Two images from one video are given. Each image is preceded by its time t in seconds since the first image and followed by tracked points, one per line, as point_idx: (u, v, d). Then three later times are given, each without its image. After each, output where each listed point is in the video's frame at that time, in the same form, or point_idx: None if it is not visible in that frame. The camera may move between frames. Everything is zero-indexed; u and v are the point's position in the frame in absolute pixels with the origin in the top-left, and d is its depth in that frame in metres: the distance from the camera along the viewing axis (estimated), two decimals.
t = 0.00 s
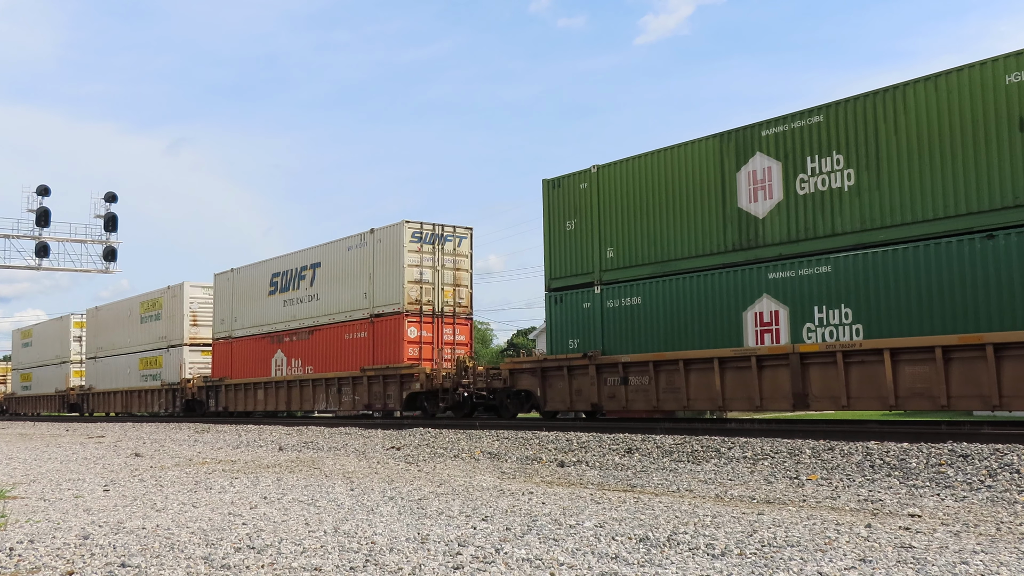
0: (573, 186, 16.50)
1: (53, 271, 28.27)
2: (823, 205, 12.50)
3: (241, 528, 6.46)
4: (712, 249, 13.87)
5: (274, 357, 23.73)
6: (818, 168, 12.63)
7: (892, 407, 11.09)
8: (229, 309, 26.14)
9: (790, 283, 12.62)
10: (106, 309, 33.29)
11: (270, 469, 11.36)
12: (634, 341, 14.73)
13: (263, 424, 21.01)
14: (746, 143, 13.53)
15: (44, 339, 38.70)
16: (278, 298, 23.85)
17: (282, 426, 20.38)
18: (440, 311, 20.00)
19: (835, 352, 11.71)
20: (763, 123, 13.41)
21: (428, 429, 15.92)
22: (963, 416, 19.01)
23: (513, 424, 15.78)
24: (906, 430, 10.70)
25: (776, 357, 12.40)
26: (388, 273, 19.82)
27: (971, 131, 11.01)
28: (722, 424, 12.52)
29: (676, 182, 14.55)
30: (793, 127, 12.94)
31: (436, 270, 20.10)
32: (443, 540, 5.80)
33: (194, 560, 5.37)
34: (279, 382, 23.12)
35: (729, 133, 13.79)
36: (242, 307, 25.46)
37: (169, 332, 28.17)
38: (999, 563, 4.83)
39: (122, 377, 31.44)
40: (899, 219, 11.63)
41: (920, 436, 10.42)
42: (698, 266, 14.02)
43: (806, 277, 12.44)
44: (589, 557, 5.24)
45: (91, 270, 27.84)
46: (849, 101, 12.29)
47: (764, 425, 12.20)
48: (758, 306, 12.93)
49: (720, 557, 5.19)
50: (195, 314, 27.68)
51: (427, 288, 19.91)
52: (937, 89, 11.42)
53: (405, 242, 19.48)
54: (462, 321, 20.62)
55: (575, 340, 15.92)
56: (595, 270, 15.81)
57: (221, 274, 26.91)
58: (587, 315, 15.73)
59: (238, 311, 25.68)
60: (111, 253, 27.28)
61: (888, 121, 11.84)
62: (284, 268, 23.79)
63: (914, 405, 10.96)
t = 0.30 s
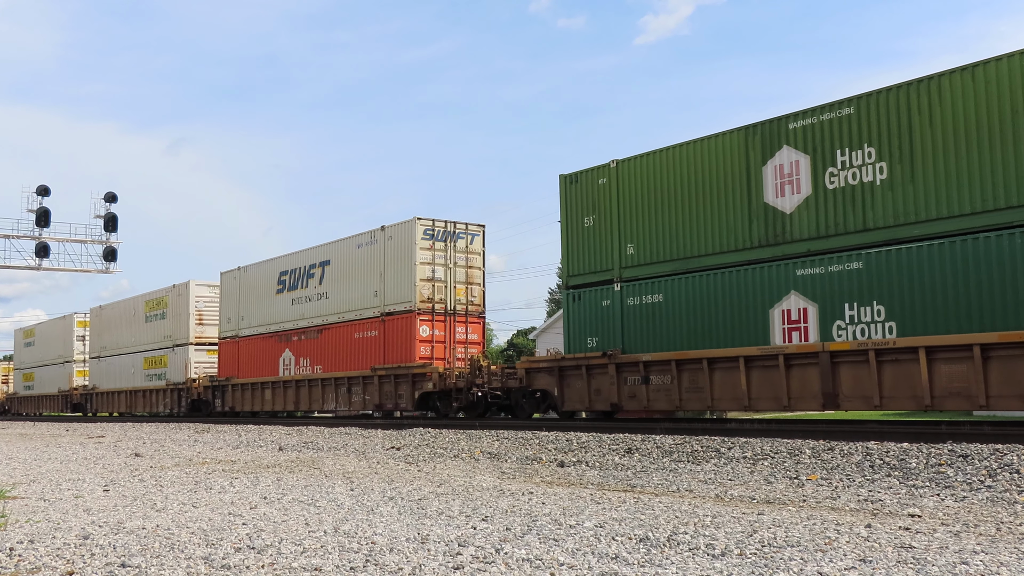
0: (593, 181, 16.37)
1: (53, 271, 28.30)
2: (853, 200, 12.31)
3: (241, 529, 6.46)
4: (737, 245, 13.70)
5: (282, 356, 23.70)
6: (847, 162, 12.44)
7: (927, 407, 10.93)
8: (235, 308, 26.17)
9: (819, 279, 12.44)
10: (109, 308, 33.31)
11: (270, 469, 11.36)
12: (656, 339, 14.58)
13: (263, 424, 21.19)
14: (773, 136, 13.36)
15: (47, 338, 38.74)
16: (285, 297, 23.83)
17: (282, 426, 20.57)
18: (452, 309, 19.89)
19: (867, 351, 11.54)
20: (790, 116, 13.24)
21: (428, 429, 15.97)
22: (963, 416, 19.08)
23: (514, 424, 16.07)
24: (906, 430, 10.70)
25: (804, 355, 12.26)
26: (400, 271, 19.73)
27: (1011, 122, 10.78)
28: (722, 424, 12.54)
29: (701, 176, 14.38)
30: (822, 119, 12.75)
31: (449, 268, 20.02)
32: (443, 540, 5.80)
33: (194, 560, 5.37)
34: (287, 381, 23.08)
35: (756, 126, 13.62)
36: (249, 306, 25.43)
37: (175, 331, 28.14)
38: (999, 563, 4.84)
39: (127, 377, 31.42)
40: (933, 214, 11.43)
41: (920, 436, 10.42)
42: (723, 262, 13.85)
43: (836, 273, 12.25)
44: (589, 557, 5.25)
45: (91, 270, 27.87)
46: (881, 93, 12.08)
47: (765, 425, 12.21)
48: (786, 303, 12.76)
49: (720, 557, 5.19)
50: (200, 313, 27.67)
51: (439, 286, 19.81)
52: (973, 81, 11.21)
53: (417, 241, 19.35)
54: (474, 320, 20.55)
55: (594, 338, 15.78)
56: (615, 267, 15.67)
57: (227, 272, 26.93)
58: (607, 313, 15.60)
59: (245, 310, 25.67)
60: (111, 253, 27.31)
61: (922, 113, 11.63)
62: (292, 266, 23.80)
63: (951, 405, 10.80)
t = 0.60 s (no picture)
0: (610, 175, 15.85)
1: (53, 271, 28.34)
2: (886, 194, 11.81)
3: (241, 528, 6.46)
4: (763, 241, 13.19)
5: (290, 356, 23.57)
6: (880, 154, 11.93)
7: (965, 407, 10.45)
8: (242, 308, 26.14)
9: (850, 276, 11.93)
10: (113, 308, 33.31)
11: (270, 469, 11.37)
12: (676, 338, 14.06)
13: (264, 425, 21.32)
14: (801, 129, 12.85)
15: (49, 338, 38.78)
16: (293, 295, 23.78)
17: (283, 425, 20.67)
18: (465, 308, 19.65)
19: (901, 350, 11.05)
20: (819, 108, 12.72)
21: (428, 429, 15.99)
22: (963, 416, 19.08)
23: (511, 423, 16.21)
24: (906, 430, 10.71)
25: (833, 354, 11.77)
26: (411, 268, 19.47)
27: None
28: (722, 424, 12.52)
29: (724, 170, 13.87)
30: (854, 111, 12.24)
31: (461, 265, 19.76)
32: (443, 540, 5.80)
33: (194, 560, 5.38)
34: (296, 381, 22.96)
35: (783, 118, 13.10)
36: (257, 305, 25.35)
37: (180, 330, 28.08)
38: (999, 563, 4.84)
39: (130, 377, 31.37)
40: (972, 209, 10.95)
41: (920, 436, 10.42)
42: (748, 259, 13.34)
43: (868, 269, 11.75)
44: (589, 557, 5.25)
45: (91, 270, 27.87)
46: (916, 82, 11.56)
47: (766, 425, 12.22)
48: (815, 300, 12.29)
49: (720, 557, 5.20)
50: (206, 312, 27.57)
51: (452, 283, 19.56)
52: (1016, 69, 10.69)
53: (430, 238, 19.09)
54: (487, 319, 20.32)
55: (613, 337, 15.30)
56: (634, 264, 15.15)
57: (234, 271, 26.92)
58: (626, 311, 15.08)
59: (251, 309, 25.67)
60: (111, 253, 27.29)
61: (961, 103, 11.13)
62: (300, 263, 23.71)
63: (989, 405, 10.33)
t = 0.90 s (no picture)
0: (630, 170, 15.35)
1: (53, 271, 28.39)
2: (920, 188, 11.32)
3: (241, 528, 6.47)
4: (791, 237, 12.71)
5: (298, 355, 23.40)
6: (914, 147, 11.45)
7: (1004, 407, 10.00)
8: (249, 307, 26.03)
9: (884, 272, 11.49)
10: (118, 307, 33.25)
11: (270, 469, 11.38)
12: (699, 336, 13.63)
13: (264, 424, 21.50)
14: (831, 121, 12.37)
15: (52, 338, 38.80)
16: (302, 294, 23.59)
17: (284, 425, 20.78)
18: (478, 306, 19.33)
19: (936, 348, 10.57)
20: (850, 100, 12.25)
21: (428, 429, 16.02)
22: (964, 416, 19.08)
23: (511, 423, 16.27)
24: (906, 430, 10.72)
25: (866, 352, 11.25)
26: (424, 266, 19.14)
27: None
28: (721, 424, 12.57)
29: (750, 164, 13.39)
30: (886, 103, 11.76)
31: (474, 263, 19.41)
32: (443, 540, 5.80)
33: (194, 560, 5.38)
34: (304, 381, 22.80)
35: (812, 111, 12.61)
36: (264, 303, 25.19)
37: (186, 330, 27.95)
38: (998, 563, 4.83)
39: (135, 377, 31.31)
40: (1011, 203, 10.48)
41: (920, 436, 10.42)
42: (775, 256, 12.88)
43: (903, 266, 11.29)
44: (589, 557, 5.25)
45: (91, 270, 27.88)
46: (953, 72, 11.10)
47: (764, 426, 12.27)
48: (846, 297, 11.85)
49: (720, 556, 5.20)
50: (212, 311, 27.37)
51: (465, 282, 19.25)
52: None
53: (442, 235, 18.77)
54: (500, 317, 20.00)
55: (634, 335, 14.81)
56: (654, 261, 14.67)
57: (241, 270, 26.83)
58: (647, 309, 14.60)
59: (258, 308, 25.56)
60: (111, 253, 27.28)
61: (1000, 93, 10.66)
62: (309, 262, 23.51)
63: None
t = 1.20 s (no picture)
0: (652, 164, 15.17)
1: (53, 271, 28.42)
2: (956, 181, 11.11)
3: (241, 528, 6.46)
4: (820, 232, 12.53)
5: (307, 354, 23.18)
6: (950, 139, 11.23)
7: None
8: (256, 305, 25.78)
9: (917, 268, 11.28)
10: (123, 306, 33.27)
11: (270, 469, 11.36)
12: (724, 334, 13.45)
13: (264, 424, 21.54)
14: (863, 113, 12.15)
15: (55, 337, 38.81)
16: (310, 291, 23.30)
17: (283, 425, 20.82)
18: (491, 304, 19.11)
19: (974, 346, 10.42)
20: (883, 91, 12.03)
21: (428, 429, 15.97)
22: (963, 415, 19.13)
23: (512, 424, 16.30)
24: (907, 430, 10.70)
25: (900, 350, 11.18)
26: (436, 263, 18.90)
27: None
28: (721, 424, 12.55)
29: (778, 158, 13.19)
30: (921, 93, 11.53)
31: (487, 260, 19.19)
32: (443, 540, 5.80)
33: (194, 560, 5.37)
34: (313, 381, 22.62)
35: (844, 102, 12.39)
36: (272, 302, 24.92)
37: (192, 328, 27.91)
38: (999, 563, 4.83)
39: (140, 376, 31.28)
40: None
41: (920, 436, 10.42)
42: (803, 251, 12.70)
43: (938, 261, 11.06)
44: (589, 557, 5.25)
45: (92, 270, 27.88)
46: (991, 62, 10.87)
47: (765, 425, 12.24)
48: (878, 294, 11.64)
49: (720, 557, 5.19)
50: (218, 310, 27.36)
51: (478, 279, 19.04)
52: None
53: (455, 232, 18.53)
54: (513, 315, 19.77)
55: (654, 334, 14.59)
56: (677, 257, 14.48)
57: (247, 268, 26.59)
58: (667, 306, 14.40)
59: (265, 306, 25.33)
60: (111, 253, 27.27)
61: None
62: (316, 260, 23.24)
63: None
